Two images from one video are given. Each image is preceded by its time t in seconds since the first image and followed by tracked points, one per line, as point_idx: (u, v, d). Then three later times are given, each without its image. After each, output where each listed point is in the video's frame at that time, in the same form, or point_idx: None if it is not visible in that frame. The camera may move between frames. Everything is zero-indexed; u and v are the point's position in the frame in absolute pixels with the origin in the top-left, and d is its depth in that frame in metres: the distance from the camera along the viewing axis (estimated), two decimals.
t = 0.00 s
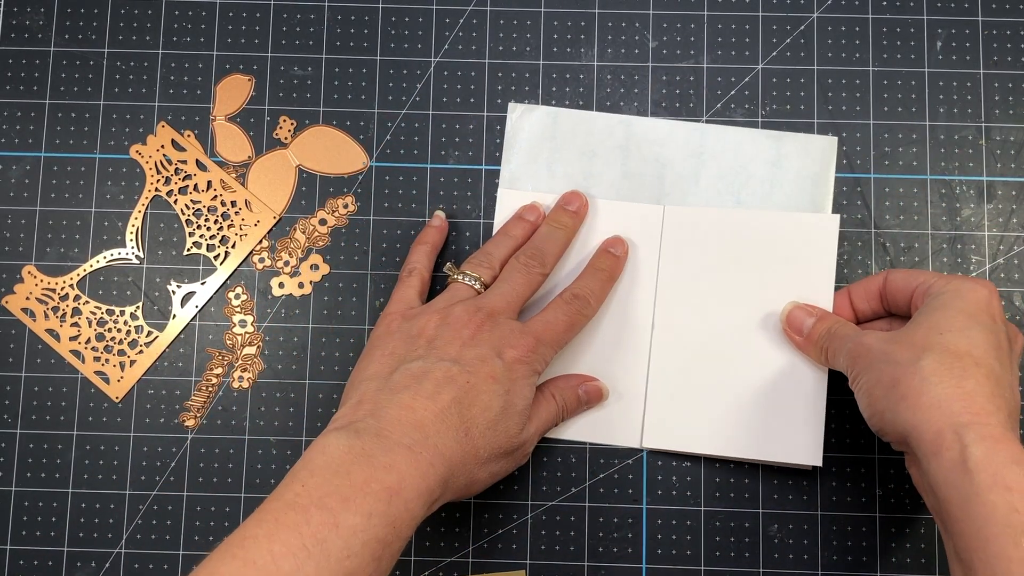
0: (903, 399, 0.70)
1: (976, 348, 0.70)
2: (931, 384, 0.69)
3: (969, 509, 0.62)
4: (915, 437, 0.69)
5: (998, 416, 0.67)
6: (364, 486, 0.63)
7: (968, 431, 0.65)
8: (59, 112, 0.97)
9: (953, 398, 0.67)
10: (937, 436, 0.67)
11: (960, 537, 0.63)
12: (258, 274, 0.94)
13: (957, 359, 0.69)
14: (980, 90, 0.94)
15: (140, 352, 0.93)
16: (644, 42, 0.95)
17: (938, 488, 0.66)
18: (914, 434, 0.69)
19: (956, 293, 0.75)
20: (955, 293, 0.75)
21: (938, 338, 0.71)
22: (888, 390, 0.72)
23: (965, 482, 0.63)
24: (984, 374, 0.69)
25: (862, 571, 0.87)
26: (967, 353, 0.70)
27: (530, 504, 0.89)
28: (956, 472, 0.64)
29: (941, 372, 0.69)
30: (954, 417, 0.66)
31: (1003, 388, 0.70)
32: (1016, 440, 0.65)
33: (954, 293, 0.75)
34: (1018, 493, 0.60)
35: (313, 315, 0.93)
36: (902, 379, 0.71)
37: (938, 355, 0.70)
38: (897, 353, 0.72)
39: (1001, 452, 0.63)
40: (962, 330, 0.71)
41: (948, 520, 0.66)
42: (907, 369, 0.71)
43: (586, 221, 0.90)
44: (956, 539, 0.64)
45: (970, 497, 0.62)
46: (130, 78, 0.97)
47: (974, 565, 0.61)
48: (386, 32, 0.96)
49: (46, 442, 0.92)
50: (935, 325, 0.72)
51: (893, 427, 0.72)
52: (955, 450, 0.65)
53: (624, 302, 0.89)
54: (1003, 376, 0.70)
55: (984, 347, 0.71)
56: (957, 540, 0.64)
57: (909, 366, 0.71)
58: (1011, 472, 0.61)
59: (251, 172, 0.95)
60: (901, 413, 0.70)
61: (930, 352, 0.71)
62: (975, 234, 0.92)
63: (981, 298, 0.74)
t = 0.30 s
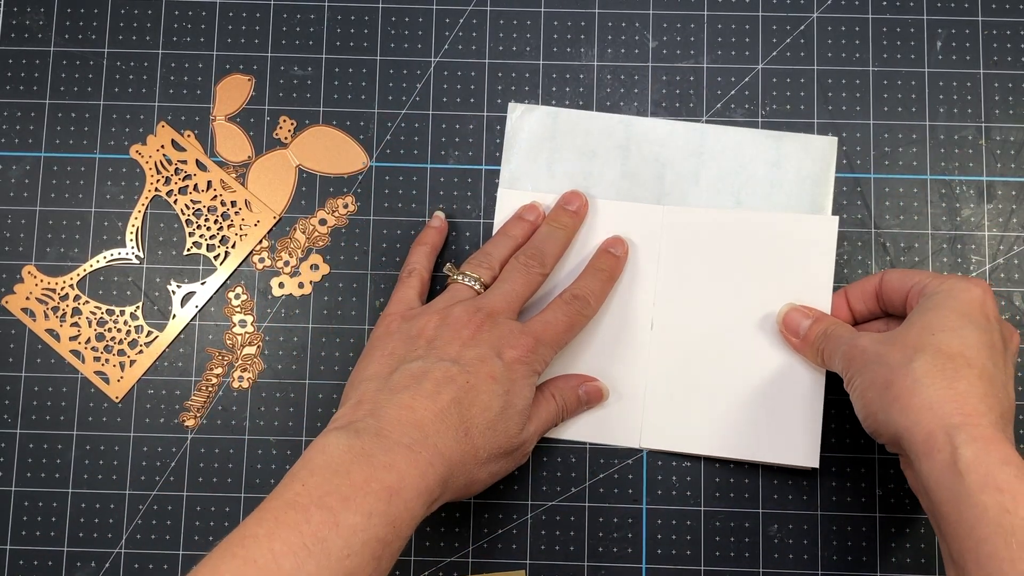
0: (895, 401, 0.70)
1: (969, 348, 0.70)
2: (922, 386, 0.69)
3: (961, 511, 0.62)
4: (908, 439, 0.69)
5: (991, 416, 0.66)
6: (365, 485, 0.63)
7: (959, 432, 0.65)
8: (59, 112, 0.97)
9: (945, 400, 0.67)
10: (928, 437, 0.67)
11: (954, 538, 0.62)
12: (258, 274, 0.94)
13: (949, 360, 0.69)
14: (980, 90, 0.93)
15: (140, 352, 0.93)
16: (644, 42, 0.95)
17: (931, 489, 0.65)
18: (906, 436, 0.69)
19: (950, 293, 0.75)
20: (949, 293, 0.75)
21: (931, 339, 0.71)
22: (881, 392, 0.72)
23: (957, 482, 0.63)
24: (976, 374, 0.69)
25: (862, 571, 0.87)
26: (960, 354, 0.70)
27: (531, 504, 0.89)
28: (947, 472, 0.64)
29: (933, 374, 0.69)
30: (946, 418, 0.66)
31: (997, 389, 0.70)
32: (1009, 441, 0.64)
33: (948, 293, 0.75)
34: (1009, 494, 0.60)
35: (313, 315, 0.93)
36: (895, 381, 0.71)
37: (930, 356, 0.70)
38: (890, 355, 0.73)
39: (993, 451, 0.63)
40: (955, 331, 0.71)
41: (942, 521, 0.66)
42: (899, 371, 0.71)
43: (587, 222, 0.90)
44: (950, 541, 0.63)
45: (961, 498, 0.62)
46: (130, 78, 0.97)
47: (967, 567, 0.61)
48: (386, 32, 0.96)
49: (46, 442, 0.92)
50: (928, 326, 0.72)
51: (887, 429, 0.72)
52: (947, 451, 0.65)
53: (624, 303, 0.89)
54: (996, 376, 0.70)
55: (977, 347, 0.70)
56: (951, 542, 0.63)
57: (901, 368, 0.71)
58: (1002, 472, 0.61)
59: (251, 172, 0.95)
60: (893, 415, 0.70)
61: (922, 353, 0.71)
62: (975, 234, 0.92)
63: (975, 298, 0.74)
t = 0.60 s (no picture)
0: (889, 413, 0.70)
1: (965, 361, 0.70)
2: (917, 400, 0.69)
3: (954, 526, 0.63)
4: (901, 452, 0.69)
5: (983, 430, 0.67)
6: (365, 484, 0.63)
7: (952, 447, 0.65)
8: (59, 112, 0.97)
9: (939, 414, 0.68)
10: (922, 451, 0.67)
11: (946, 551, 0.63)
12: (258, 274, 0.94)
13: (944, 373, 0.69)
14: (980, 90, 0.93)
15: (140, 352, 0.93)
16: (644, 42, 0.95)
17: (924, 502, 0.66)
18: (900, 448, 0.69)
19: (948, 301, 0.74)
20: (947, 301, 0.74)
21: (927, 350, 0.71)
22: (876, 403, 0.72)
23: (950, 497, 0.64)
24: (970, 388, 0.69)
25: (862, 571, 0.87)
26: (956, 367, 0.70)
27: (530, 504, 0.89)
28: (940, 487, 0.65)
29: (928, 388, 0.69)
30: (940, 432, 0.67)
31: (989, 401, 0.70)
32: (1000, 454, 0.65)
33: (946, 302, 0.74)
34: (1000, 508, 0.61)
35: (313, 315, 0.93)
36: (890, 393, 0.71)
37: (926, 369, 0.70)
38: (886, 365, 0.72)
39: (985, 467, 0.63)
40: (951, 343, 0.71)
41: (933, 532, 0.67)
42: (895, 383, 0.71)
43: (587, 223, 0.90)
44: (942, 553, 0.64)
45: (954, 513, 0.63)
46: (130, 78, 0.97)
47: None
48: (386, 32, 0.96)
49: (46, 442, 0.92)
50: (925, 336, 0.72)
51: (880, 439, 0.72)
52: (940, 466, 0.65)
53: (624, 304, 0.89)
54: (989, 388, 0.70)
55: (973, 359, 0.70)
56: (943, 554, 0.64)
57: (897, 380, 0.71)
58: (995, 487, 0.62)
59: (251, 172, 0.95)
60: (887, 427, 0.70)
61: (918, 366, 0.70)
62: (975, 234, 0.92)
63: (973, 307, 0.73)
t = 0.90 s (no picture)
0: (895, 417, 0.70)
1: (972, 368, 0.70)
2: (923, 406, 0.69)
3: (958, 532, 0.62)
4: (905, 457, 0.69)
5: (990, 437, 0.67)
6: (366, 484, 0.63)
7: (959, 453, 0.65)
8: (59, 112, 0.97)
9: (945, 420, 0.67)
10: (928, 456, 0.67)
11: (949, 558, 0.63)
12: (258, 274, 0.94)
13: (951, 379, 0.69)
14: (980, 90, 0.93)
15: (140, 352, 0.93)
16: (644, 42, 0.95)
17: (928, 507, 0.66)
18: (904, 452, 0.69)
19: (956, 307, 0.74)
20: (954, 308, 0.74)
21: (934, 356, 0.71)
22: (881, 406, 0.72)
23: (955, 502, 0.63)
24: (977, 394, 0.69)
25: (862, 571, 0.87)
26: (963, 373, 0.70)
27: (530, 504, 0.89)
28: (945, 492, 0.64)
29: (935, 393, 0.69)
30: (946, 438, 0.67)
31: (995, 408, 0.70)
32: (1005, 464, 0.65)
33: (954, 307, 0.74)
34: (1005, 516, 0.61)
35: (313, 315, 0.93)
36: (895, 397, 0.70)
37: (933, 374, 0.70)
38: (892, 369, 0.72)
39: (992, 473, 0.63)
40: (959, 349, 0.71)
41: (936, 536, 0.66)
42: (901, 387, 0.70)
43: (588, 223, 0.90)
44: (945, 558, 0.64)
45: (959, 518, 0.63)
46: (130, 78, 0.97)
47: None
48: (386, 32, 0.96)
49: (46, 442, 0.92)
50: (932, 342, 0.72)
51: (883, 442, 0.72)
52: (945, 472, 0.65)
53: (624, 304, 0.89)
54: (996, 395, 0.70)
55: (980, 366, 0.70)
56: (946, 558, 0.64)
57: (903, 384, 0.70)
58: (1001, 494, 0.62)
59: (251, 172, 0.95)
60: (892, 431, 0.70)
61: (925, 371, 0.70)
62: (975, 234, 0.92)
63: (980, 313, 0.74)
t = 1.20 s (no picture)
0: (876, 418, 0.71)
1: (955, 363, 0.69)
2: (903, 406, 0.69)
3: (937, 533, 0.63)
4: (888, 458, 0.70)
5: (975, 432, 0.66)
6: (371, 485, 0.63)
7: (937, 453, 0.65)
8: (59, 112, 0.97)
9: (925, 420, 0.67)
10: (908, 456, 0.67)
11: (934, 557, 0.64)
12: (258, 274, 0.94)
13: (932, 377, 0.69)
14: (980, 90, 0.94)
15: (140, 352, 0.93)
16: (644, 42, 0.95)
17: (911, 507, 0.67)
18: (887, 453, 0.70)
19: (943, 300, 0.73)
20: (939, 302, 0.73)
21: (916, 353, 0.70)
22: (865, 407, 0.72)
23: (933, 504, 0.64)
24: (962, 390, 0.68)
25: (862, 571, 0.87)
26: (946, 369, 0.69)
27: (530, 504, 0.89)
28: (922, 493, 0.65)
29: (915, 392, 0.69)
30: (926, 438, 0.67)
31: (985, 401, 0.69)
32: (988, 460, 0.65)
33: (940, 300, 0.73)
34: (984, 517, 0.61)
35: (313, 315, 0.93)
36: (877, 398, 0.71)
37: (914, 373, 0.69)
38: (874, 369, 0.72)
39: (971, 471, 0.63)
40: (942, 345, 0.70)
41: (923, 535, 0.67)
42: (882, 387, 0.71)
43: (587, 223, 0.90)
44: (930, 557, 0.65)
45: (938, 519, 0.64)
46: (130, 78, 0.97)
47: None
48: (386, 32, 0.96)
49: (45, 442, 0.92)
50: (914, 339, 0.71)
51: (870, 442, 0.73)
52: (924, 472, 0.66)
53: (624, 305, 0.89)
54: (984, 388, 0.69)
55: (964, 361, 0.69)
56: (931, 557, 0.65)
57: (884, 384, 0.71)
58: (978, 494, 0.62)
59: (251, 172, 0.95)
60: (875, 431, 0.71)
61: (906, 370, 0.70)
62: (975, 234, 0.92)
63: (969, 304, 0.72)
